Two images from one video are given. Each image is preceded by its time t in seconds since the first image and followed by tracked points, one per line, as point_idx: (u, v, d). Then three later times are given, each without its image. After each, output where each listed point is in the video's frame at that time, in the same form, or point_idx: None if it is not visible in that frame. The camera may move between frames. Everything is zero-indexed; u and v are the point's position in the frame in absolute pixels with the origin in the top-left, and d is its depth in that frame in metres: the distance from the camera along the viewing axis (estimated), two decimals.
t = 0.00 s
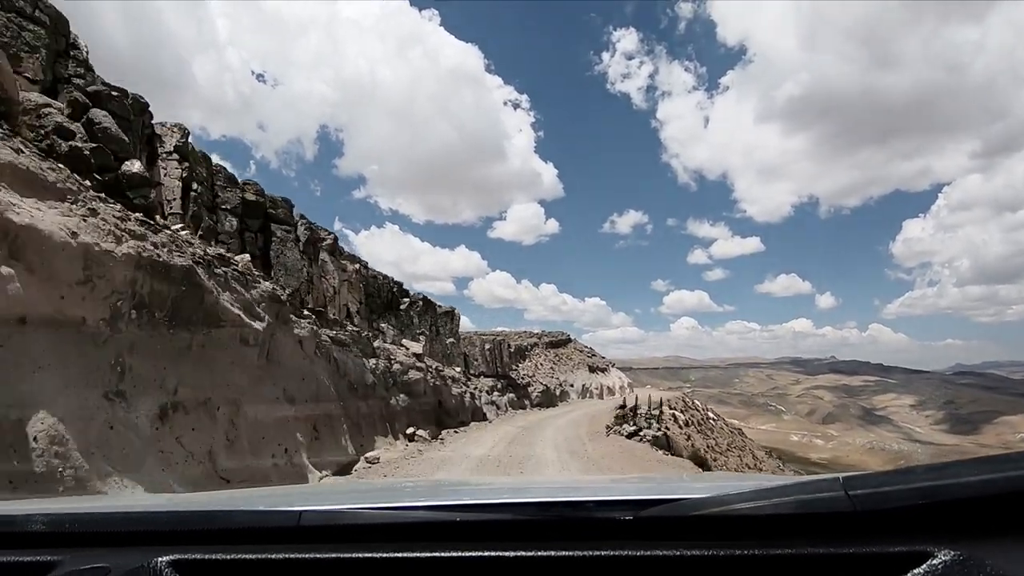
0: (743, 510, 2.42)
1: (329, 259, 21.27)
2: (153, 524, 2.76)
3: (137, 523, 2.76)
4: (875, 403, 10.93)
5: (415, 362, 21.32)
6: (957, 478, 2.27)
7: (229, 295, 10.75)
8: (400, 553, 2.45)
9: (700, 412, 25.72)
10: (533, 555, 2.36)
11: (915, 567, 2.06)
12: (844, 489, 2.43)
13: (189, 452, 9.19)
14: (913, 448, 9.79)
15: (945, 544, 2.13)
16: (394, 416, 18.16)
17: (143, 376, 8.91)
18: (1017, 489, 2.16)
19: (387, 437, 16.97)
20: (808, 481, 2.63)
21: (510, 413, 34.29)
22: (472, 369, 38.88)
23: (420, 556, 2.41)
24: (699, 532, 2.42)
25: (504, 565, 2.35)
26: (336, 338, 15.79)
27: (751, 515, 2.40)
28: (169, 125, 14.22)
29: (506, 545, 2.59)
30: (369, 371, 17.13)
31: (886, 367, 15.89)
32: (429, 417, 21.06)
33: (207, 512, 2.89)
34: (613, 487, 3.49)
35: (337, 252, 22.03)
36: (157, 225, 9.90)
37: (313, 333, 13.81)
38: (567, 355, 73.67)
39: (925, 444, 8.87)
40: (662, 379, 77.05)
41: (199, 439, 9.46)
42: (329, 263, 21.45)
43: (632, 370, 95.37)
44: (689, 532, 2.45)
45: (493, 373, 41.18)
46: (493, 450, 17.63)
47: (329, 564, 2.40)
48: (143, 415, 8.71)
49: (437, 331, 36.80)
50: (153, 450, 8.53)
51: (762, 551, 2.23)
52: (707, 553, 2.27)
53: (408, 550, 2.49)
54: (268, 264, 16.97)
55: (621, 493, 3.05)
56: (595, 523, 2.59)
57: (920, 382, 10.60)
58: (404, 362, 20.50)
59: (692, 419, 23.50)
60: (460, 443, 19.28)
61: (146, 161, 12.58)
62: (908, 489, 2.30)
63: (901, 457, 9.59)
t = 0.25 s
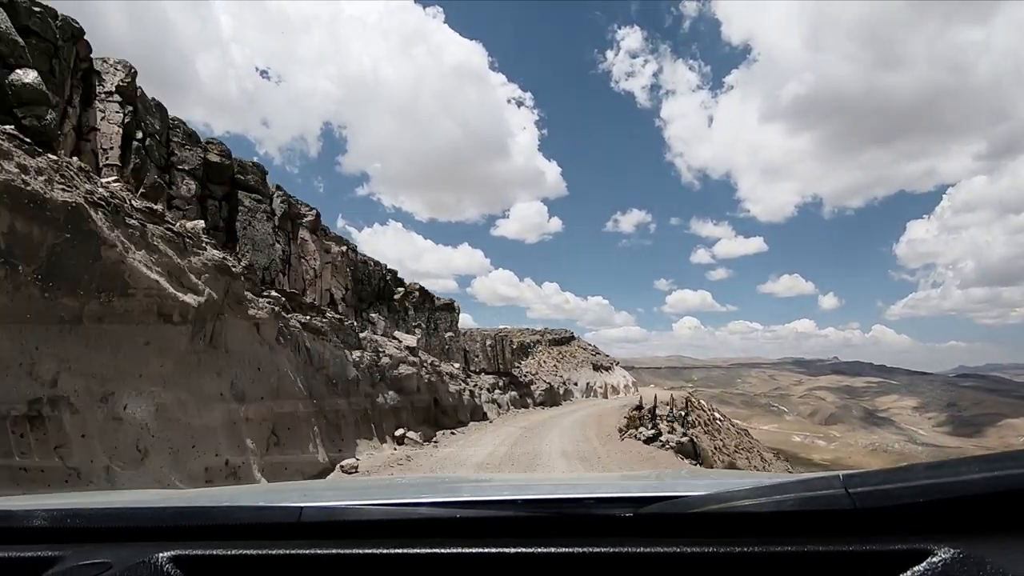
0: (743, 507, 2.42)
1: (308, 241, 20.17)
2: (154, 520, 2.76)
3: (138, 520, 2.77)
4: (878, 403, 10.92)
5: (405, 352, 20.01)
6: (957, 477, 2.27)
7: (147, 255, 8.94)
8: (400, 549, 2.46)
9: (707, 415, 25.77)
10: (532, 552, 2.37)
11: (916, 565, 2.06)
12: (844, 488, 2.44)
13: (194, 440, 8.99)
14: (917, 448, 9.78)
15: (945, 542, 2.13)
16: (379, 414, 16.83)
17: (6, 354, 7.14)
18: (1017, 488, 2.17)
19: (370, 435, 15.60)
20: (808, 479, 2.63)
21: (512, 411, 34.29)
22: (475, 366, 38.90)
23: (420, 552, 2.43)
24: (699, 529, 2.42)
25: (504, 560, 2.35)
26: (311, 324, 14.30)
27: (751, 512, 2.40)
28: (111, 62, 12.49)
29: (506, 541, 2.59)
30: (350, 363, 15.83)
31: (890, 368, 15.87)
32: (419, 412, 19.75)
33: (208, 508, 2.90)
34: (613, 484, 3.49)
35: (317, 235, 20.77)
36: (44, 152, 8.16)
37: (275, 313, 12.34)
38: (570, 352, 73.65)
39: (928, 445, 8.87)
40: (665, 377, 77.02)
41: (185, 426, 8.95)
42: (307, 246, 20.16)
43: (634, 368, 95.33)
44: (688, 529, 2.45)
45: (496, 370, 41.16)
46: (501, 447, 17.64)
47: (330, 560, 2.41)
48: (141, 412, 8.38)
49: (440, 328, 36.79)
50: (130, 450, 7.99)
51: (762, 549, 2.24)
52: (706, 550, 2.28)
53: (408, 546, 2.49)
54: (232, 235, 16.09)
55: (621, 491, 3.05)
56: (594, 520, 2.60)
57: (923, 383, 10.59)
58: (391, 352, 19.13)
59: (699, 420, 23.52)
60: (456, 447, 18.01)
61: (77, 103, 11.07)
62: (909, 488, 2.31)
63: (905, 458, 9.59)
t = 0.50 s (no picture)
0: (745, 506, 2.43)
1: (282, 218, 18.43)
2: (157, 512, 2.77)
3: (141, 512, 2.79)
4: (879, 404, 10.94)
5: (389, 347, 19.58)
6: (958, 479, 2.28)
7: (12, 187, 7.68)
8: (401, 544, 2.47)
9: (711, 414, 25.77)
10: (533, 547, 2.38)
11: (917, 566, 2.04)
12: (845, 488, 2.44)
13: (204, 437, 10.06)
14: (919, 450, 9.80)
15: (945, 544, 2.13)
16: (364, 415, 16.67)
17: None
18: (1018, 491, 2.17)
19: (348, 436, 15.36)
20: (809, 479, 2.64)
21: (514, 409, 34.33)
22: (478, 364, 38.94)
23: (421, 547, 2.44)
24: (700, 528, 2.42)
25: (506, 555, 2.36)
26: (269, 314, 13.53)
27: (751, 511, 2.41)
28: None
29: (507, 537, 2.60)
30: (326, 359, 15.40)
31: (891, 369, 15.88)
32: (406, 409, 19.43)
33: (211, 501, 2.91)
34: (614, 482, 3.49)
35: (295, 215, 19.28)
36: None
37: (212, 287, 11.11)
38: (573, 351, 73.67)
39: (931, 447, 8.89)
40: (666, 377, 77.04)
41: (188, 422, 9.71)
42: (282, 224, 18.41)
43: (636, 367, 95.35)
44: (689, 528, 2.45)
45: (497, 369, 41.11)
46: (508, 444, 17.72)
47: (330, 553, 2.42)
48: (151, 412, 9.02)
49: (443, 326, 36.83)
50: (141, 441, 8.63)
51: (762, 548, 2.24)
52: (707, 548, 2.28)
53: (409, 540, 2.50)
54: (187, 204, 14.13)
55: (623, 489, 3.06)
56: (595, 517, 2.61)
57: (925, 385, 10.60)
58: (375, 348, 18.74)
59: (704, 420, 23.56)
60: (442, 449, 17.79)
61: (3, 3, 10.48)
62: (910, 490, 2.31)
63: (908, 459, 9.61)
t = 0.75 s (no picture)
0: (750, 505, 2.42)
1: (243, 186, 16.92)
2: (162, 508, 2.77)
3: (145, 507, 2.78)
4: (880, 405, 10.94)
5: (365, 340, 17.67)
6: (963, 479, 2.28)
7: None
8: (403, 542, 2.46)
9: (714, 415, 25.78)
10: (537, 546, 2.37)
11: (922, 567, 2.04)
12: (850, 488, 2.43)
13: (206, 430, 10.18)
14: (919, 450, 9.83)
15: (949, 546, 2.13)
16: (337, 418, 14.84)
17: None
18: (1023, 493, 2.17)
19: (315, 442, 13.48)
20: (813, 479, 2.63)
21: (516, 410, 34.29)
22: (480, 363, 38.91)
23: (425, 544, 2.43)
24: (705, 527, 2.42)
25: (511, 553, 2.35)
26: (211, 297, 11.44)
27: (755, 511, 2.40)
28: None
29: (511, 536, 2.60)
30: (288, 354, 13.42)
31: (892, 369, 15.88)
32: (389, 410, 17.60)
33: (213, 497, 2.90)
34: (617, 481, 3.49)
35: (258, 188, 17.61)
36: None
37: (116, 251, 9.12)
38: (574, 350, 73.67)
39: (933, 447, 8.92)
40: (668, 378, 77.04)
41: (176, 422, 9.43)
42: (243, 195, 16.92)
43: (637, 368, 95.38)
44: (693, 527, 2.45)
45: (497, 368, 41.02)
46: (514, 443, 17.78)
47: (335, 551, 2.41)
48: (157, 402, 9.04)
49: (444, 325, 36.81)
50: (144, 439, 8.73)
51: (768, 548, 2.23)
52: (713, 548, 2.27)
53: (413, 538, 2.49)
54: (115, 154, 12.55)
55: (626, 487, 3.06)
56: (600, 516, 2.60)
57: (926, 384, 10.62)
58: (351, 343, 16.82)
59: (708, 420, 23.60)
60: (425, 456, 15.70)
61: None
62: (915, 490, 2.31)
63: (910, 459, 9.64)
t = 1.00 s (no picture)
0: (754, 510, 2.42)
1: (193, 146, 15.90)
2: (164, 510, 2.77)
3: (146, 508, 2.78)
4: (880, 406, 10.94)
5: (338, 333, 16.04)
6: (967, 485, 2.28)
7: None
8: (406, 545, 2.46)
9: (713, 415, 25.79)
10: (540, 550, 2.37)
11: (926, 572, 2.04)
12: (854, 493, 2.43)
13: (209, 432, 10.66)
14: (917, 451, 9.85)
15: (953, 552, 2.13)
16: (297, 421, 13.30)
17: None
18: None
19: (265, 448, 11.94)
20: (817, 483, 2.63)
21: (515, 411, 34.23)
22: (480, 363, 38.92)
23: (428, 548, 2.43)
24: (708, 531, 2.42)
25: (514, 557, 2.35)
26: (117, 263, 9.97)
27: (758, 516, 2.40)
28: None
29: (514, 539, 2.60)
30: (236, 345, 12.10)
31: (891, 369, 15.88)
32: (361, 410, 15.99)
33: (215, 499, 2.90)
34: (619, 485, 3.49)
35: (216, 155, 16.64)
36: None
37: None
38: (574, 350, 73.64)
39: (932, 449, 8.92)
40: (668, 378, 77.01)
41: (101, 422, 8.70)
42: (194, 155, 15.96)
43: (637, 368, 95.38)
44: (697, 532, 2.45)
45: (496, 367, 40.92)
46: (514, 444, 17.78)
47: (337, 554, 2.41)
48: (154, 401, 9.78)
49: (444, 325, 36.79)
50: (142, 441, 9.28)
51: (771, 552, 2.23)
52: (717, 553, 2.27)
53: (415, 541, 2.50)
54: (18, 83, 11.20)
55: (630, 491, 3.05)
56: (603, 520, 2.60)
57: (925, 385, 10.62)
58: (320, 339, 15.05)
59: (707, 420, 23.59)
60: (408, 466, 14.38)
61: None
62: (920, 495, 2.30)
63: (909, 460, 9.65)
